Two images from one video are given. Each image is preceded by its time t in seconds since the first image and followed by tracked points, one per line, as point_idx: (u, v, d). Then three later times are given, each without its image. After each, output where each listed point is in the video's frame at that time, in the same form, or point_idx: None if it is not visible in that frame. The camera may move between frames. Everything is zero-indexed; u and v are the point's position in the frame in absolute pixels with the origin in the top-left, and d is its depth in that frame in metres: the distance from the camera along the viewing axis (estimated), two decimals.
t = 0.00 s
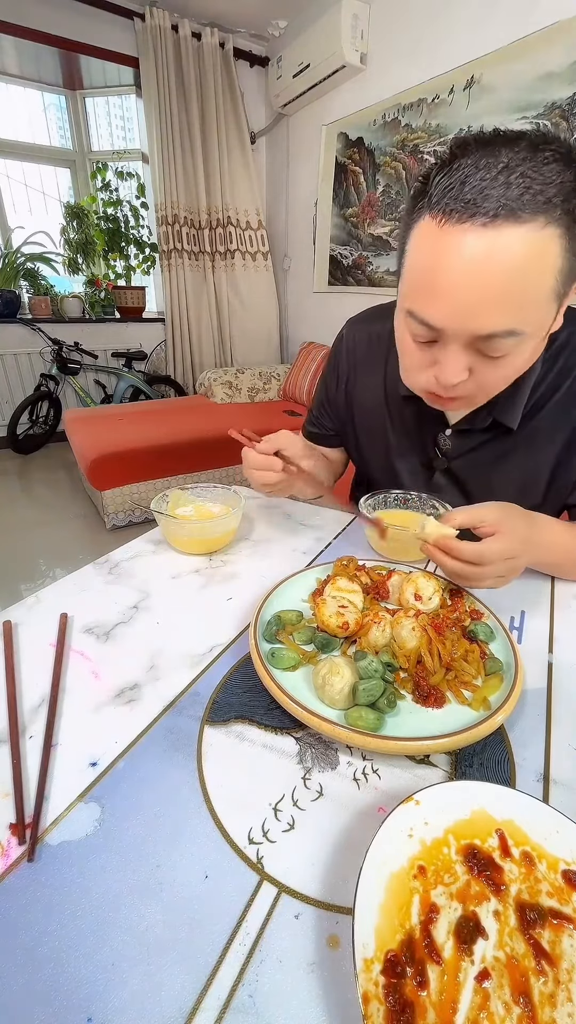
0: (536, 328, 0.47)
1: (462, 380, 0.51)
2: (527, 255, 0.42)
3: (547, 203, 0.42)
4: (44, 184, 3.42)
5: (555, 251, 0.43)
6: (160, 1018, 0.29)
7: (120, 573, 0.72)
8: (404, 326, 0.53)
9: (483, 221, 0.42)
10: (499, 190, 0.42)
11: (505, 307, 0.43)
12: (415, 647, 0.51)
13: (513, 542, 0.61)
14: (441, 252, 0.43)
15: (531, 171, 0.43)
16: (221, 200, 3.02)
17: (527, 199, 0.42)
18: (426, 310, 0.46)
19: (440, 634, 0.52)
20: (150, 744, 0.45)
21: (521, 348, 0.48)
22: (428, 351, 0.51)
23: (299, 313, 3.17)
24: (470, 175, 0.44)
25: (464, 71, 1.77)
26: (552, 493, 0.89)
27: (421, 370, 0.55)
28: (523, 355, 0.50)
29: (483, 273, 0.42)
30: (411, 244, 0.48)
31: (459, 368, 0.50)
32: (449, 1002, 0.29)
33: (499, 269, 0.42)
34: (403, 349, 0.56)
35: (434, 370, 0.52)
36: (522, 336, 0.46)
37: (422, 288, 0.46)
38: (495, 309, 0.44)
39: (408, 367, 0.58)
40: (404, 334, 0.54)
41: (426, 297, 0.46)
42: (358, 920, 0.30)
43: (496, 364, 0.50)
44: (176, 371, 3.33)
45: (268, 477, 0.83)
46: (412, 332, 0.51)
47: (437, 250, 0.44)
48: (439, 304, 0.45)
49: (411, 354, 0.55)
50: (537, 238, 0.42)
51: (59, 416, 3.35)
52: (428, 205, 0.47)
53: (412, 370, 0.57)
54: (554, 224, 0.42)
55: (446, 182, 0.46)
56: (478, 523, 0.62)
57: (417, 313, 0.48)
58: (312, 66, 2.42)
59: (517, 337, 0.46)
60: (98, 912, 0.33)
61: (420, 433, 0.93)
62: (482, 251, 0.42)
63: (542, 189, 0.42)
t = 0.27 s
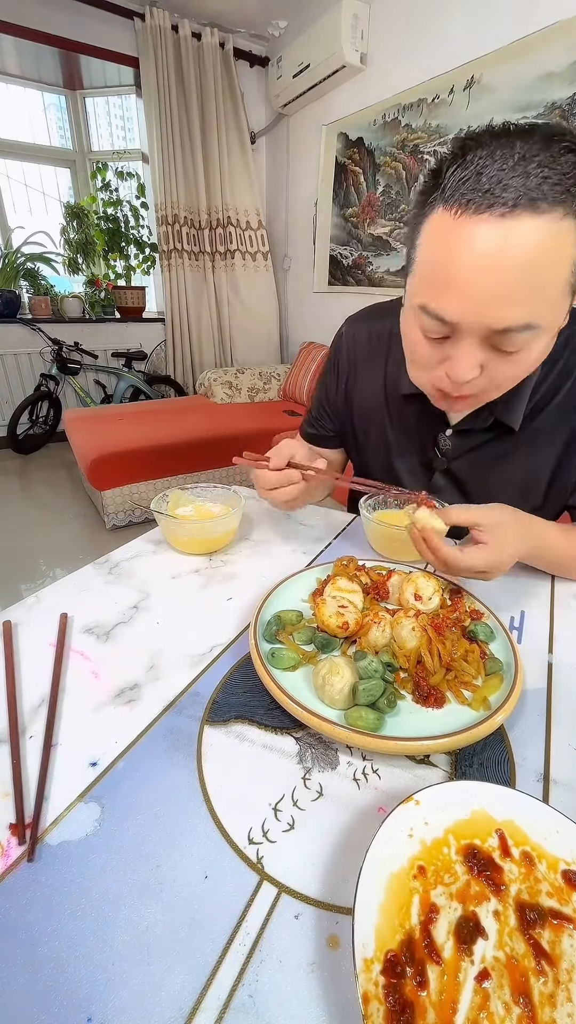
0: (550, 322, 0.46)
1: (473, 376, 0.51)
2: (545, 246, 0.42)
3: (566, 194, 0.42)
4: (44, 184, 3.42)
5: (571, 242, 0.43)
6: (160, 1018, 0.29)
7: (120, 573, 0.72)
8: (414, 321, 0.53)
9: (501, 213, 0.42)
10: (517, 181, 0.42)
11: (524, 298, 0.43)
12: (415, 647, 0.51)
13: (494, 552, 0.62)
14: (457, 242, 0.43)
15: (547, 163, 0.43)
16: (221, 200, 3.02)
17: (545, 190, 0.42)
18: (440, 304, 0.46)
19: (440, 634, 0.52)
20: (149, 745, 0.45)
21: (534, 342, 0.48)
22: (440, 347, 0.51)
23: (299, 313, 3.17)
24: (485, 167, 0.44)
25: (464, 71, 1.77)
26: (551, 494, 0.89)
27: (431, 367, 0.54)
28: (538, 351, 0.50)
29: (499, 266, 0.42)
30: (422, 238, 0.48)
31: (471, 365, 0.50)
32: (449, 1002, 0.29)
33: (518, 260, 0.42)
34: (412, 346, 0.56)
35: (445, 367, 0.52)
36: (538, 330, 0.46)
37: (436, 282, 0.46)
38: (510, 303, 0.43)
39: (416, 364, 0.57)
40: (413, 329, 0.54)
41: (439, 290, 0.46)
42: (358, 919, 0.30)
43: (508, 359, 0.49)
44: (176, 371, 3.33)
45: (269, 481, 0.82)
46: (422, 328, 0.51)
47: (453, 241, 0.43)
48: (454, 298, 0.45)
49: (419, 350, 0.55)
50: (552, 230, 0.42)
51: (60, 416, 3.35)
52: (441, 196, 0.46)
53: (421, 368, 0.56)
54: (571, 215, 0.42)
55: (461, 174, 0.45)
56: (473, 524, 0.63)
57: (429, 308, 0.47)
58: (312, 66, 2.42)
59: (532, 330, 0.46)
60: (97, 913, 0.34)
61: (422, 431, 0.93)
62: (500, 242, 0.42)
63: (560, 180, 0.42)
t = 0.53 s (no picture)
0: (516, 348, 0.46)
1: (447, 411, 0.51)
2: (500, 273, 0.42)
3: (511, 215, 0.43)
4: (44, 184, 3.43)
5: (523, 265, 0.43)
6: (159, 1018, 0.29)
7: (120, 573, 0.72)
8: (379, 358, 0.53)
9: (449, 245, 0.42)
10: (458, 210, 0.43)
11: (484, 330, 0.43)
12: (416, 647, 0.51)
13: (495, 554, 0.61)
14: (407, 278, 0.43)
15: (487, 192, 0.43)
16: (221, 200, 3.02)
17: (489, 214, 0.42)
18: (401, 341, 0.46)
19: (440, 634, 0.52)
20: (149, 744, 0.45)
21: (504, 371, 0.47)
22: (409, 384, 0.51)
23: (299, 313, 3.17)
24: (425, 200, 0.45)
25: (464, 71, 1.77)
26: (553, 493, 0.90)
27: (403, 400, 0.54)
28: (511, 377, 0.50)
29: (456, 300, 0.42)
30: (374, 276, 0.48)
31: (443, 401, 0.50)
32: (449, 1002, 0.29)
33: (474, 294, 0.42)
34: (379, 381, 0.56)
35: (417, 403, 0.52)
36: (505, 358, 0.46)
37: (394, 320, 0.46)
38: (473, 335, 0.43)
39: (387, 398, 0.57)
40: (379, 367, 0.54)
41: (399, 329, 0.46)
42: (358, 920, 0.30)
43: (481, 389, 0.49)
44: (176, 372, 3.33)
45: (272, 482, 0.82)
46: (387, 366, 0.51)
47: (403, 276, 0.44)
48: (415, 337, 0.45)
49: (388, 385, 0.55)
50: (501, 256, 0.42)
51: (60, 416, 3.35)
52: (385, 234, 0.47)
53: (393, 400, 0.56)
54: (518, 240, 0.42)
55: (401, 211, 0.46)
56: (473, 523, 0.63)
57: (392, 346, 0.47)
58: (312, 66, 2.42)
59: (499, 360, 0.46)
60: (97, 913, 0.34)
61: (408, 443, 0.93)
62: (451, 271, 0.42)
63: (501, 203, 0.43)
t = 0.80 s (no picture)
0: (499, 319, 0.46)
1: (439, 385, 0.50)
2: (473, 255, 0.42)
3: (478, 202, 0.43)
4: (44, 184, 3.42)
5: (495, 241, 0.43)
6: (159, 1019, 0.29)
7: (121, 573, 0.72)
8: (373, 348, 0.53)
9: (423, 230, 0.42)
10: (426, 201, 0.44)
11: (466, 306, 0.44)
12: (415, 647, 0.51)
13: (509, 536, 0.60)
14: (385, 269, 0.44)
15: (454, 179, 0.45)
16: (222, 200, 3.02)
17: (457, 202, 0.43)
18: (390, 327, 0.46)
19: (440, 634, 0.52)
20: (149, 744, 0.45)
21: (489, 343, 0.47)
22: (402, 367, 0.51)
23: (299, 313, 3.17)
24: (397, 196, 0.46)
25: (464, 71, 1.77)
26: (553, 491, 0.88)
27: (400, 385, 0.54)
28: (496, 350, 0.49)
29: (435, 280, 0.43)
30: (360, 270, 0.49)
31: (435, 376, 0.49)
32: (449, 1002, 0.29)
33: (450, 274, 0.42)
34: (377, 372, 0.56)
35: (412, 383, 0.52)
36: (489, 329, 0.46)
37: (380, 308, 0.46)
38: (453, 308, 0.43)
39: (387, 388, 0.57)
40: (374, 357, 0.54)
41: (386, 315, 0.46)
42: (358, 920, 0.30)
43: (469, 362, 0.49)
44: (176, 372, 3.32)
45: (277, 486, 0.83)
46: (382, 355, 0.51)
47: (381, 267, 0.44)
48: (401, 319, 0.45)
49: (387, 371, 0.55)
50: (474, 235, 0.42)
51: (60, 416, 3.35)
52: (366, 230, 0.48)
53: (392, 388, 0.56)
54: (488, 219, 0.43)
55: (376, 209, 0.47)
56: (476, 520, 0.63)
57: (383, 333, 0.47)
58: (312, 65, 2.42)
59: (482, 333, 0.46)
60: (96, 913, 0.33)
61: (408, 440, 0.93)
62: (427, 258, 0.42)
63: (467, 191, 0.44)
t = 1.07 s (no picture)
0: (503, 314, 0.46)
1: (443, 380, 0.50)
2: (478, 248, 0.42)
3: (482, 196, 0.44)
4: (44, 184, 3.42)
5: (500, 235, 0.44)
6: (159, 1018, 0.29)
7: (121, 573, 0.72)
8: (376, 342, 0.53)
9: (427, 222, 0.43)
10: (431, 193, 0.44)
11: (469, 300, 0.43)
12: (416, 647, 0.51)
13: (512, 542, 0.59)
14: (391, 261, 0.44)
15: (459, 174, 0.45)
16: (222, 200, 3.02)
17: (461, 195, 0.44)
18: (393, 319, 0.46)
19: (440, 634, 0.52)
20: (149, 744, 0.45)
21: (492, 338, 0.47)
22: (404, 360, 0.51)
23: (299, 313, 3.17)
24: (401, 190, 0.46)
25: (464, 71, 1.77)
26: (554, 490, 0.88)
27: (401, 379, 0.54)
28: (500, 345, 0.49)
29: (439, 272, 0.43)
30: (364, 263, 0.49)
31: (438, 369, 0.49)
32: (449, 1002, 0.29)
33: (454, 267, 0.42)
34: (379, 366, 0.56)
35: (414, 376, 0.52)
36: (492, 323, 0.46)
37: (383, 299, 0.46)
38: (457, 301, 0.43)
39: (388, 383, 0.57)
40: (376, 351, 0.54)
41: (388, 307, 0.46)
42: (358, 920, 0.30)
43: (473, 356, 0.49)
44: (176, 372, 3.32)
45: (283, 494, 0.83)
46: (384, 348, 0.51)
47: (386, 259, 0.44)
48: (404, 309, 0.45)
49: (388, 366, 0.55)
50: (478, 229, 0.43)
51: (60, 416, 3.35)
52: (370, 223, 0.48)
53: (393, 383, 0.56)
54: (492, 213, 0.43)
55: (381, 202, 0.47)
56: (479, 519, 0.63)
57: (386, 325, 0.47)
58: (312, 65, 2.42)
59: (486, 326, 0.46)
60: (97, 914, 0.33)
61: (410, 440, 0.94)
62: (433, 250, 0.42)
63: (471, 184, 0.44)
